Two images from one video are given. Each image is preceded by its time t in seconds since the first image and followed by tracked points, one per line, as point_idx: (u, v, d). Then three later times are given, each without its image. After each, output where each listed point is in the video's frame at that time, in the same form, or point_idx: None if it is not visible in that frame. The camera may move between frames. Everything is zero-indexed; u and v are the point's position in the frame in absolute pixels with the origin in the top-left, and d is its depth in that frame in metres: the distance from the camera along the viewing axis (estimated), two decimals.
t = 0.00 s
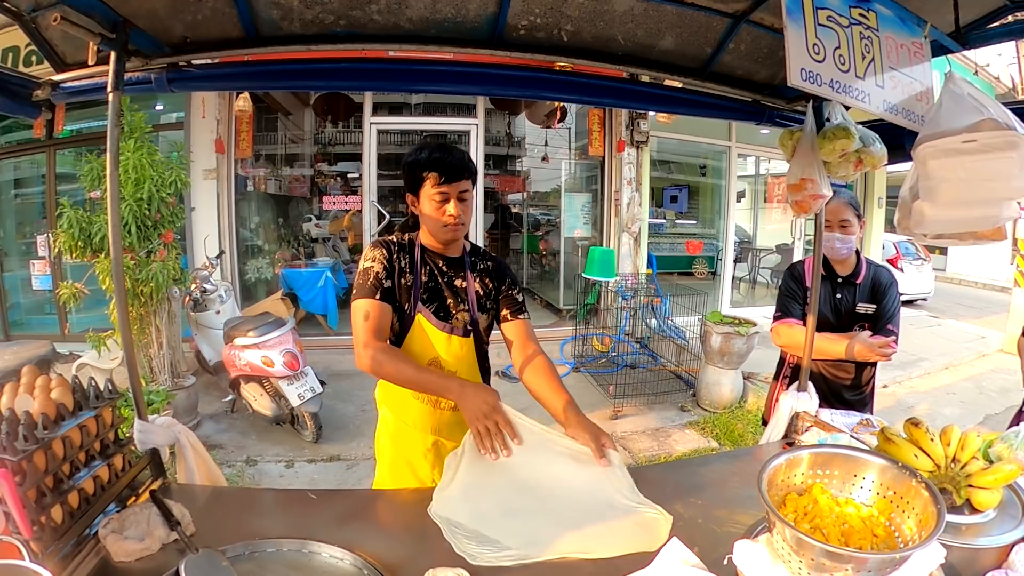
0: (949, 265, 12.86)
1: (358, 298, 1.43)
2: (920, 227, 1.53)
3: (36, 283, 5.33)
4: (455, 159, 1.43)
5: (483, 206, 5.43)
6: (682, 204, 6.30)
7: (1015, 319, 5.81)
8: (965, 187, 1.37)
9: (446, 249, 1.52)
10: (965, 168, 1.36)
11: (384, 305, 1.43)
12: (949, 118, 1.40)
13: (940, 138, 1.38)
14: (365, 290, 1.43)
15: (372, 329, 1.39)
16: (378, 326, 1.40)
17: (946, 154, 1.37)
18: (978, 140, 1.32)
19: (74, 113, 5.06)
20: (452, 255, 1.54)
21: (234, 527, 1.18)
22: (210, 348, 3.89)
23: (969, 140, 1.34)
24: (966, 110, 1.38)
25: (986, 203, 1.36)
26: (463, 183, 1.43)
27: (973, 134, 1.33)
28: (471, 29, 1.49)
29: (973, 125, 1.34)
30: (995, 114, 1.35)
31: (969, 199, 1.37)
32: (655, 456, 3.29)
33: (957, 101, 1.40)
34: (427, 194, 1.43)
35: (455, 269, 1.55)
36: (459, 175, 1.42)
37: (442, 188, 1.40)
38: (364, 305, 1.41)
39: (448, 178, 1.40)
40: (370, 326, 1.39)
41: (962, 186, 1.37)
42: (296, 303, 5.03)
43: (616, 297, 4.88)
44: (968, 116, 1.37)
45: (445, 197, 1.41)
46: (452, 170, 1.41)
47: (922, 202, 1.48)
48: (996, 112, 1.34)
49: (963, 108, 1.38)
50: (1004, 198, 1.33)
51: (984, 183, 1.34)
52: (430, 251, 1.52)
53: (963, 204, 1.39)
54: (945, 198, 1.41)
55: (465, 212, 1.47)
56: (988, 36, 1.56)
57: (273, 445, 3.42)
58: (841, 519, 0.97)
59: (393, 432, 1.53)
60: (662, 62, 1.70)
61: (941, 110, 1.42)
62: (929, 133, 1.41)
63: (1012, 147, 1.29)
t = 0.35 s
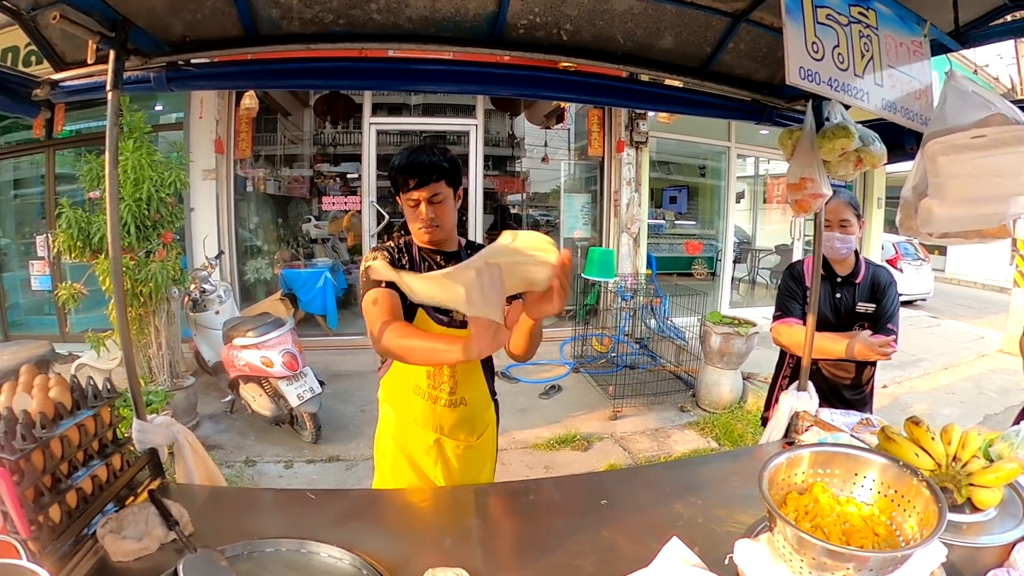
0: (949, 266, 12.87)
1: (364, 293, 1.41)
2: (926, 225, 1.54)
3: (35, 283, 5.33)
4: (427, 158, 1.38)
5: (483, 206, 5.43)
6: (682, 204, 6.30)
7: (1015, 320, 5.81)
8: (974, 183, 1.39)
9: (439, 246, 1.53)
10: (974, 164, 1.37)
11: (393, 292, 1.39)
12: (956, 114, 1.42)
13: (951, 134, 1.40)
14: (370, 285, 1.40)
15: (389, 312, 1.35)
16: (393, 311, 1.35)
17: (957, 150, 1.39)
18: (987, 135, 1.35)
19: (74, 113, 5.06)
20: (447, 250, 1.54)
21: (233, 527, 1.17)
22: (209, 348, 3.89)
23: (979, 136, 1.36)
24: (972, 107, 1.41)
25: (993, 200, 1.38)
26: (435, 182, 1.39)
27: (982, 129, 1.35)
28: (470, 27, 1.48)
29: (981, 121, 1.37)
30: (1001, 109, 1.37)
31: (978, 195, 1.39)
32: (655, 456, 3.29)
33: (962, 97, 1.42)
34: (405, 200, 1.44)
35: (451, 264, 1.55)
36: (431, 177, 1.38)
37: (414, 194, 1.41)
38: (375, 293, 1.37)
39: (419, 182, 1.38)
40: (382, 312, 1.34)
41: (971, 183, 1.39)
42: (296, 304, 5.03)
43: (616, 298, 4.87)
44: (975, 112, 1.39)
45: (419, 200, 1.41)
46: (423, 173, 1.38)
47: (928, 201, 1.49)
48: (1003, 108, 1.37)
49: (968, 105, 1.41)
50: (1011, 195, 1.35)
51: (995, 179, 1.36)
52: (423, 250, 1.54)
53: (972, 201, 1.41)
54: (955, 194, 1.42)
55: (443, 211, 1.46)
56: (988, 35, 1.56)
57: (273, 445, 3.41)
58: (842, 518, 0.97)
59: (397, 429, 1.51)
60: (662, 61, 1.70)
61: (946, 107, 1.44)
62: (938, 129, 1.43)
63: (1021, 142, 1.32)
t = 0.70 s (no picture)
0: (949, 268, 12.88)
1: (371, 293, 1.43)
2: (918, 228, 1.55)
3: (36, 285, 5.33)
4: (423, 159, 1.41)
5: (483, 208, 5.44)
6: (682, 206, 6.30)
7: (1015, 322, 5.81)
8: (967, 191, 1.40)
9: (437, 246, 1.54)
10: (969, 172, 1.38)
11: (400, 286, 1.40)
12: (953, 121, 1.42)
13: (945, 142, 1.40)
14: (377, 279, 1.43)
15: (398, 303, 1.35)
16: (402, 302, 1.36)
17: (951, 157, 1.39)
18: (982, 145, 1.35)
19: (75, 115, 5.07)
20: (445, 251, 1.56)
21: (233, 530, 1.17)
22: (209, 350, 3.89)
23: (974, 144, 1.36)
24: (969, 115, 1.40)
25: (988, 207, 1.40)
26: (433, 183, 1.43)
27: (977, 138, 1.36)
28: (471, 31, 1.49)
29: (976, 131, 1.37)
30: (998, 119, 1.37)
31: (972, 201, 1.41)
32: (655, 459, 3.28)
33: (960, 105, 1.42)
34: (401, 200, 1.47)
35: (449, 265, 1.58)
36: (427, 178, 1.41)
37: (411, 193, 1.43)
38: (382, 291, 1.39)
39: (419, 183, 1.41)
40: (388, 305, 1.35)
41: (964, 192, 1.40)
42: (297, 306, 5.03)
43: (616, 300, 4.87)
44: (972, 121, 1.39)
45: (416, 199, 1.43)
46: (422, 175, 1.41)
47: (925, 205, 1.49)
48: (998, 117, 1.37)
49: (966, 112, 1.40)
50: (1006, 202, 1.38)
51: (988, 187, 1.37)
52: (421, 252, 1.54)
53: (966, 207, 1.42)
54: (947, 201, 1.43)
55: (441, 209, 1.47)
56: (987, 39, 1.56)
57: (273, 447, 3.41)
58: (842, 521, 0.97)
59: (405, 433, 1.51)
60: (663, 65, 1.70)
61: (944, 112, 1.44)
62: (933, 136, 1.42)
63: (1016, 152, 1.33)
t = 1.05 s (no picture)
0: (950, 268, 12.86)
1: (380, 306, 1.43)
2: (920, 229, 1.55)
3: (37, 284, 5.34)
4: (429, 160, 1.42)
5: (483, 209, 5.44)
6: (683, 206, 6.29)
7: (1016, 322, 5.80)
8: (971, 193, 1.38)
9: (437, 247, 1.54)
10: (972, 174, 1.37)
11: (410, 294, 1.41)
12: (956, 122, 1.43)
13: (948, 144, 1.40)
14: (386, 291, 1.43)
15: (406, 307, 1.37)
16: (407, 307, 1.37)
17: (955, 159, 1.39)
18: (986, 147, 1.35)
19: (76, 116, 5.07)
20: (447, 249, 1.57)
21: (235, 530, 1.17)
22: (210, 350, 3.90)
23: (978, 147, 1.36)
24: (973, 116, 1.41)
25: (989, 209, 1.39)
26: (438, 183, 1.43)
27: (982, 140, 1.35)
28: (473, 31, 1.49)
29: (981, 134, 1.38)
30: (1002, 121, 1.38)
31: (976, 204, 1.39)
32: (656, 459, 3.28)
33: (963, 107, 1.43)
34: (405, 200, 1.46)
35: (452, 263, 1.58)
36: (433, 178, 1.42)
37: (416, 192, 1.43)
38: (388, 304, 1.40)
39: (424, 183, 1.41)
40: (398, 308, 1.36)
41: (968, 193, 1.39)
42: (297, 306, 5.03)
43: (616, 301, 4.87)
44: (976, 123, 1.40)
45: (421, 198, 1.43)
46: (427, 175, 1.41)
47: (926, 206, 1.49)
48: (1002, 120, 1.38)
49: (970, 114, 1.42)
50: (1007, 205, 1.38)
51: (991, 189, 1.36)
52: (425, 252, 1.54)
53: (969, 209, 1.41)
54: (950, 202, 1.42)
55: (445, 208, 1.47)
56: (989, 39, 1.56)
57: (273, 447, 3.41)
58: (844, 522, 0.97)
59: (404, 433, 1.50)
60: (664, 65, 1.70)
61: (947, 113, 1.45)
62: (937, 137, 1.43)
63: (1019, 155, 1.33)
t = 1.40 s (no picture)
0: (949, 268, 12.86)
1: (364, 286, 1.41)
2: (930, 230, 1.57)
3: (37, 285, 5.34)
4: (430, 158, 1.42)
5: (484, 209, 5.44)
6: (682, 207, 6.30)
7: (1016, 323, 5.80)
8: (981, 189, 1.38)
9: (435, 247, 1.54)
10: (982, 171, 1.37)
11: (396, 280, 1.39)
12: (963, 120, 1.44)
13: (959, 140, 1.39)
14: (371, 273, 1.42)
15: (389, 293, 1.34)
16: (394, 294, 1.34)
17: (964, 156, 1.38)
18: (997, 142, 1.33)
19: (75, 116, 5.07)
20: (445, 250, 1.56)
21: (235, 530, 1.17)
22: (210, 350, 3.90)
23: (988, 142, 1.35)
24: (980, 113, 1.41)
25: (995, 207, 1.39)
26: (438, 182, 1.43)
27: (992, 136, 1.34)
28: (473, 32, 1.49)
29: (991, 128, 1.38)
30: (1009, 116, 1.38)
31: (986, 201, 1.39)
32: (656, 459, 3.28)
33: (969, 104, 1.43)
34: (405, 196, 1.45)
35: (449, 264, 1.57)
36: (433, 175, 1.42)
37: (417, 188, 1.42)
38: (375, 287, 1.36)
39: (423, 181, 1.41)
40: (381, 295, 1.33)
41: (977, 190, 1.39)
42: (297, 306, 5.03)
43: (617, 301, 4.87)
44: (983, 119, 1.40)
45: (421, 194, 1.43)
46: (426, 173, 1.42)
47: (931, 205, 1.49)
48: (1010, 115, 1.38)
49: (977, 111, 1.42)
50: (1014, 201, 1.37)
51: (1001, 185, 1.36)
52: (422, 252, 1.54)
53: (976, 207, 1.42)
54: (960, 200, 1.42)
55: (445, 207, 1.47)
56: (989, 40, 1.56)
57: (274, 447, 3.42)
58: (844, 522, 0.97)
59: (404, 435, 1.49)
60: (664, 65, 1.70)
61: (952, 112, 1.45)
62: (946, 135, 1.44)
63: None
